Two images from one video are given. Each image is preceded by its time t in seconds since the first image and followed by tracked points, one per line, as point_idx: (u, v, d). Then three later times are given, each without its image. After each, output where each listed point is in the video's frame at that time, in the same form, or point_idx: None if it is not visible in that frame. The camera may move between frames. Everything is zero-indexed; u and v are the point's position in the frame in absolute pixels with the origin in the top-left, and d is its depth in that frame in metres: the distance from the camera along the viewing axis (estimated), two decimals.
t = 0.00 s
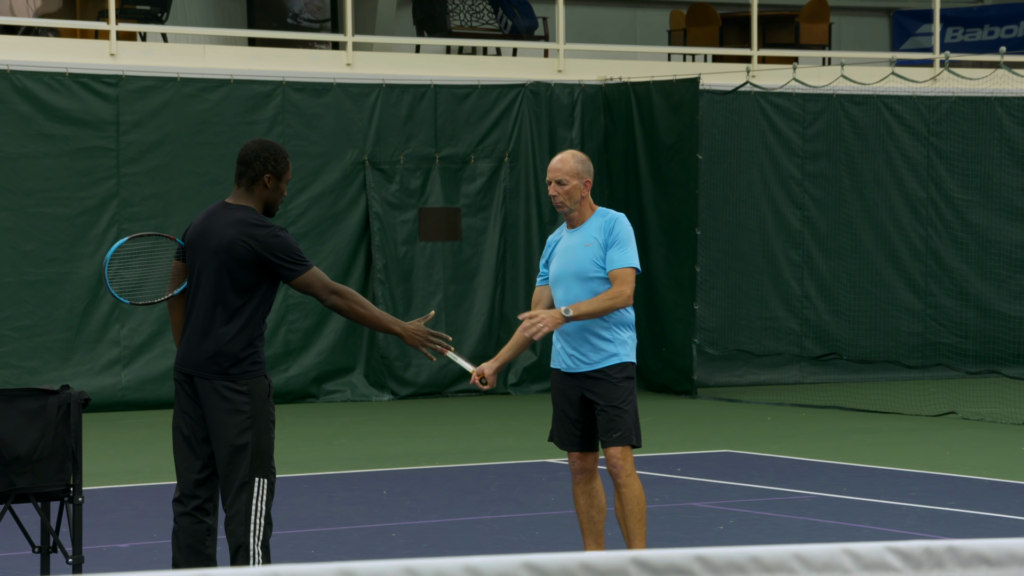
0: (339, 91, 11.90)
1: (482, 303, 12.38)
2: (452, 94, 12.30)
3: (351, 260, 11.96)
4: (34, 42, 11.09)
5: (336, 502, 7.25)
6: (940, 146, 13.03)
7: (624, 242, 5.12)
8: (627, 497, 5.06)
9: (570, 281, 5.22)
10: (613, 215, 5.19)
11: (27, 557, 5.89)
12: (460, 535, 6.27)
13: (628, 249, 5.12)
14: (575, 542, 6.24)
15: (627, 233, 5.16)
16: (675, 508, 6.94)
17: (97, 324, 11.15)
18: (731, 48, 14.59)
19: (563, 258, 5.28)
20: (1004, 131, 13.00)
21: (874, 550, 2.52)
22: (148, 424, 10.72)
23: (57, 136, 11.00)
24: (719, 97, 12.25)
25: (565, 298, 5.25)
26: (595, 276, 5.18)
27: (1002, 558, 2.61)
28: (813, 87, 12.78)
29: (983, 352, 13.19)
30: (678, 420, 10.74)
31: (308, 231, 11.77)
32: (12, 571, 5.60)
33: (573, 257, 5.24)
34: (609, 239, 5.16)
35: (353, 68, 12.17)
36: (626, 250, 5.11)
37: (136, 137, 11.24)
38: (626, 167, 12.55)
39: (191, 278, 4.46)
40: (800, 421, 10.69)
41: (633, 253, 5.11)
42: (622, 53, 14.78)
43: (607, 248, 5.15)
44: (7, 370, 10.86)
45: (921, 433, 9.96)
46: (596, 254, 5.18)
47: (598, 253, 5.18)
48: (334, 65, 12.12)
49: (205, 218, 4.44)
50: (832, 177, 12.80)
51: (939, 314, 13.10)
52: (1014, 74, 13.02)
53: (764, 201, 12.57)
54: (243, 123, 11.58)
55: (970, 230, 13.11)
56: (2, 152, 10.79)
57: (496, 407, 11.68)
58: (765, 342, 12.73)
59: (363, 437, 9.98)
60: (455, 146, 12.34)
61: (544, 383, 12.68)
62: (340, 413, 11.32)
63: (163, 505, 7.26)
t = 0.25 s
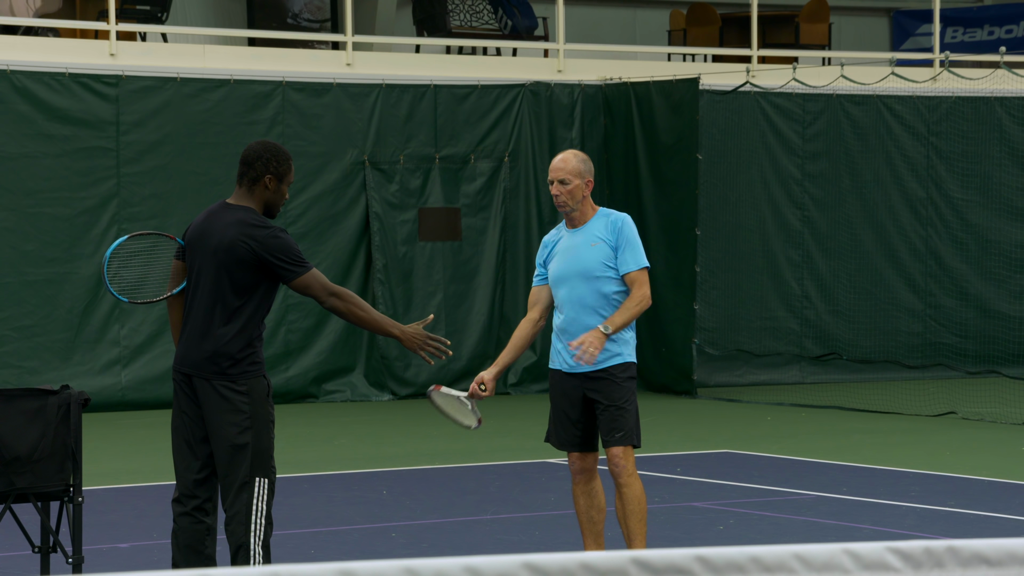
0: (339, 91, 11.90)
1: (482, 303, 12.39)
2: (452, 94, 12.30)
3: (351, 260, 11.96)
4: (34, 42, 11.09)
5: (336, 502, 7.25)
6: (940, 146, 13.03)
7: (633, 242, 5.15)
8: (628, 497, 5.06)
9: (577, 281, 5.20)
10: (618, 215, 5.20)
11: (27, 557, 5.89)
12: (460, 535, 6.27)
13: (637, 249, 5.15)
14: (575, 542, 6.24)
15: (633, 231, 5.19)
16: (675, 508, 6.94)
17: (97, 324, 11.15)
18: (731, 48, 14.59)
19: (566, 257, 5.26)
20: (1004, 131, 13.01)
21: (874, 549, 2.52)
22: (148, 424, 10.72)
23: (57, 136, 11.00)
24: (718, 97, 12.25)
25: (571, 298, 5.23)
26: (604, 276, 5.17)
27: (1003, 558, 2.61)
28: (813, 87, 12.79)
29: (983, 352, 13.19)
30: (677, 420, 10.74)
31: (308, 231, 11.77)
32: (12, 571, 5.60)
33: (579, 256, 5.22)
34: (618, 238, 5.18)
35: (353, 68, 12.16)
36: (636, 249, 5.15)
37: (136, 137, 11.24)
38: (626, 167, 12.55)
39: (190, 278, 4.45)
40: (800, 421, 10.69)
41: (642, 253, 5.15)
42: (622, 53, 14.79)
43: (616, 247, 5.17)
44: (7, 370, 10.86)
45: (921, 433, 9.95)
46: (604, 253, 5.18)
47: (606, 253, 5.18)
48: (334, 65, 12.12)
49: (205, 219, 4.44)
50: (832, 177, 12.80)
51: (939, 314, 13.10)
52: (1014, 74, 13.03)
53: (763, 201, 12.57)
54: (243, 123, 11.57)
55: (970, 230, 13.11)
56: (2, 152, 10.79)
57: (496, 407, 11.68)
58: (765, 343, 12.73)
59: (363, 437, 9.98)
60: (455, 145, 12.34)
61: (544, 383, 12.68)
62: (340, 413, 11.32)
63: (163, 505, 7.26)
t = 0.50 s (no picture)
0: (338, 91, 11.89)
1: (482, 303, 12.39)
2: (452, 94, 12.30)
3: (351, 260, 11.96)
4: (34, 41, 11.09)
5: (336, 502, 7.25)
6: (940, 146, 13.03)
7: (642, 244, 5.19)
8: (630, 497, 5.07)
9: (587, 281, 5.18)
10: (625, 215, 5.21)
11: (27, 557, 5.89)
12: (460, 535, 6.27)
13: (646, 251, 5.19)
14: (575, 542, 6.24)
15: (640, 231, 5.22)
16: (674, 508, 6.94)
17: (97, 324, 11.15)
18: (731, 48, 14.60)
19: (573, 257, 5.22)
20: (1003, 131, 13.01)
21: (874, 550, 2.52)
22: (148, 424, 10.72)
23: (56, 136, 11.00)
24: (718, 97, 12.26)
25: (579, 298, 5.20)
26: (614, 276, 5.17)
27: (1003, 558, 2.61)
28: (813, 87, 12.79)
29: (983, 352, 13.19)
30: (677, 420, 10.74)
31: (308, 230, 11.78)
32: (11, 571, 5.60)
33: (587, 257, 5.20)
34: (626, 239, 5.20)
35: (353, 68, 12.16)
36: (644, 250, 5.19)
37: (136, 137, 11.24)
38: (626, 166, 12.55)
39: (191, 278, 4.46)
40: (800, 421, 10.69)
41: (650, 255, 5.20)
42: (621, 53, 14.79)
43: (626, 248, 5.18)
44: (7, 370, 10.86)
45: (920, 433, 9.95)
46: (613, 254, 5.18)
47: (616, 253, 5.18)
48: (334, 65, 12.11)
49: (206, 219, 4.44)
50: (832, 178, 12.80)
51: (939, 314, 13.10)
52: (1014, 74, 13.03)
53: (763, 201, 12.57)
54: (243, 123, 11.57)
55: (970, 230, 13.10)
56: (2, 152, 10.79)
57: (495, 407, 11.69)
58: (765, 343, 12.74)
59: (363, 437, 9.98)
60: (455, 145, 12.34)
61: (543, 383, 12.68)
62: (340, 413, 11.32)
63: (163, 505, 7.26)
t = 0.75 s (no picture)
0: (338, 91, 11.89)
1: (482, 303, 12.39)
2: (452, 94, 12.30)
3: (351, 260, 11.97)
4: (34, 41, 11.09)
5: (336, 502, 7.25)
6: (940, 146, 13.03)
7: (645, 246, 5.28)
8: (630, 497, 5.08)
9: (595, 281, 5.18)
10: (630, 216, 5.26)
11: (27, 557, 5.89)
12: (460, 536, 6.27)
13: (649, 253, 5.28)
14: (575, 542, 6.24)
15: (643, 233, 5.29)
16: (674, 508, 6.94)
17: (96, 324, 11.15)
18: (731, 48, 14.60)
19: (580, 257, 5.22)
20: (1003, 131, 13.01)
21: (874, 549, 2.52)
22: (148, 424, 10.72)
23: (56, 136, 11.00)
24: (718, 97, 12.26)
25: (585, 298, 5.19)
26: (622, 277, 5.20)
27: (1003, 559, 2.61)
28: (812, 87, 12.79)
29: (983, 352, 13.19)
30: (677, 420, 10.74)
31: (308, 230, 11.78)
32: (11, 571, 5.60)
33: (596, 256, 5.20)
34: (633, 240, 5.25)
35: (353, 68, 12.16)
36: (647, 252, 5.28)
37: (136, 137, 11.24)
38: (626, 166, 12.55)
39: (192, 278, 4.46)
40: (800, 421, 10.69)
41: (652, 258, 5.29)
42: (621, 53, 14.80)
43: (632, 249, 5.24)
44: (7, 370, 10.86)
45: (920, 433, 9.95)
46: (621, 255, 5.22)
47: (623, 254, 5.22)
48: (334, 65, 12.11)
49: (208, 219, 4.44)
50: (832, 178, 12.80)
51: (939, 314, 13.10)
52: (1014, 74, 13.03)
53: (763, 201, 12.57)
54: (243, 123, 11.57)
55: (971, 230, 13.10)
56: (2, 152, 10.80)
57: (495, 407, 11.69)
58: (765, 343, 12.75)
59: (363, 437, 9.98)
60: (455, 145, 12.34)
61: (543, 383, 12.68)
62: (340, 413, 11.32)
63: (163, 505, 7.26)
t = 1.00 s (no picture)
0: (338, 91, 11.89)
1: (483, 303, 12.39)
2: (452, 94, 12.30)
3: (350, 260, 11.97)
4: (34, 41, 11.09)
5: (335, 502, 7.25)
6: (940, 146, 13.02)
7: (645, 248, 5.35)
8: (631, 497, 5.07)
9: (602, 281, 5.19)
10: (634, 217, 5.31)
11: (27, 557, 5.89)
12: (460, 535, 6.27)
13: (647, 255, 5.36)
14: (575, 542, 6.24)
15: (643, 236, 5.35)
16: (674, 508, 6.94)
17: (96, 323, 11.15)
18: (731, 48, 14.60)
19: (586, 257, 5.22)
20: (1003, 131, 13.01)
21: (874, 550, 2.52)
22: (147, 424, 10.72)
23: (56, 136, 11.00)
24: (718, 97, 12.26)
25: (591, 297, 5.20)
26: (626, 277, 5.24)
27: (1002, 559, 2.61)
28: (812, 87, 12.79)
29: (983, 352, 13.19)
30: (677, 420, 10.74)
31: (307, 231, 11.78)
32: (11, 571, 5.60)
33: (602, 256, 5.22)
34: (634, 242, 5.31)
35: (353, 68, 12.16)
36: (647, 255, 5.35)
37: (136, 137, 11.24)
38: (626, 166, 12.55)
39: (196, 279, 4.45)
40: (800, 421, 10.69)
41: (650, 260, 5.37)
42: (621, 53, 14.81)
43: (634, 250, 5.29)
44: (7, 370, 10.87)
45: (920, 433, 9.96)
46: (625, 256, 5.26)
47: (629, 255, 5.26)
48: (334, 65, 12.12)
49: (214, 220, 4.44)
50: (832, 178, 12.80)
51: (939, 314, 13.10)
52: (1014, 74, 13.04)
53: (763, 201, 12.57)
54: (243, 123, 11.58)
55: (971, 230, 13.09)
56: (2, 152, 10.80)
57: (495, 407, 11.69)
58: (765, 343, 12.75)
59: (363, 437, 9.98)
60: (455, 145, 12.34)
61: (543, 383, 12.68)
62: (340, 413, 11.33)
63: (163, 505, 7.26)
